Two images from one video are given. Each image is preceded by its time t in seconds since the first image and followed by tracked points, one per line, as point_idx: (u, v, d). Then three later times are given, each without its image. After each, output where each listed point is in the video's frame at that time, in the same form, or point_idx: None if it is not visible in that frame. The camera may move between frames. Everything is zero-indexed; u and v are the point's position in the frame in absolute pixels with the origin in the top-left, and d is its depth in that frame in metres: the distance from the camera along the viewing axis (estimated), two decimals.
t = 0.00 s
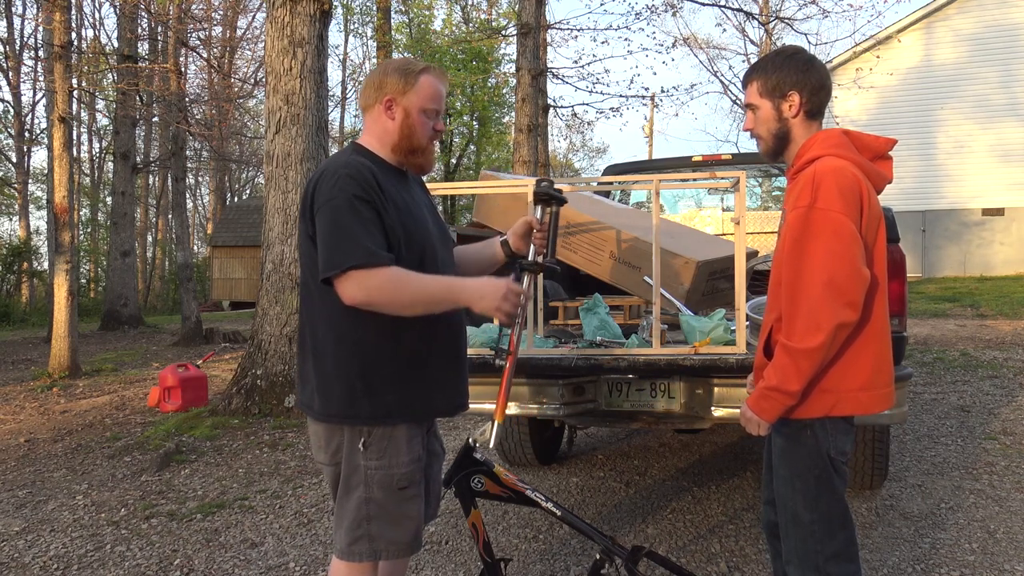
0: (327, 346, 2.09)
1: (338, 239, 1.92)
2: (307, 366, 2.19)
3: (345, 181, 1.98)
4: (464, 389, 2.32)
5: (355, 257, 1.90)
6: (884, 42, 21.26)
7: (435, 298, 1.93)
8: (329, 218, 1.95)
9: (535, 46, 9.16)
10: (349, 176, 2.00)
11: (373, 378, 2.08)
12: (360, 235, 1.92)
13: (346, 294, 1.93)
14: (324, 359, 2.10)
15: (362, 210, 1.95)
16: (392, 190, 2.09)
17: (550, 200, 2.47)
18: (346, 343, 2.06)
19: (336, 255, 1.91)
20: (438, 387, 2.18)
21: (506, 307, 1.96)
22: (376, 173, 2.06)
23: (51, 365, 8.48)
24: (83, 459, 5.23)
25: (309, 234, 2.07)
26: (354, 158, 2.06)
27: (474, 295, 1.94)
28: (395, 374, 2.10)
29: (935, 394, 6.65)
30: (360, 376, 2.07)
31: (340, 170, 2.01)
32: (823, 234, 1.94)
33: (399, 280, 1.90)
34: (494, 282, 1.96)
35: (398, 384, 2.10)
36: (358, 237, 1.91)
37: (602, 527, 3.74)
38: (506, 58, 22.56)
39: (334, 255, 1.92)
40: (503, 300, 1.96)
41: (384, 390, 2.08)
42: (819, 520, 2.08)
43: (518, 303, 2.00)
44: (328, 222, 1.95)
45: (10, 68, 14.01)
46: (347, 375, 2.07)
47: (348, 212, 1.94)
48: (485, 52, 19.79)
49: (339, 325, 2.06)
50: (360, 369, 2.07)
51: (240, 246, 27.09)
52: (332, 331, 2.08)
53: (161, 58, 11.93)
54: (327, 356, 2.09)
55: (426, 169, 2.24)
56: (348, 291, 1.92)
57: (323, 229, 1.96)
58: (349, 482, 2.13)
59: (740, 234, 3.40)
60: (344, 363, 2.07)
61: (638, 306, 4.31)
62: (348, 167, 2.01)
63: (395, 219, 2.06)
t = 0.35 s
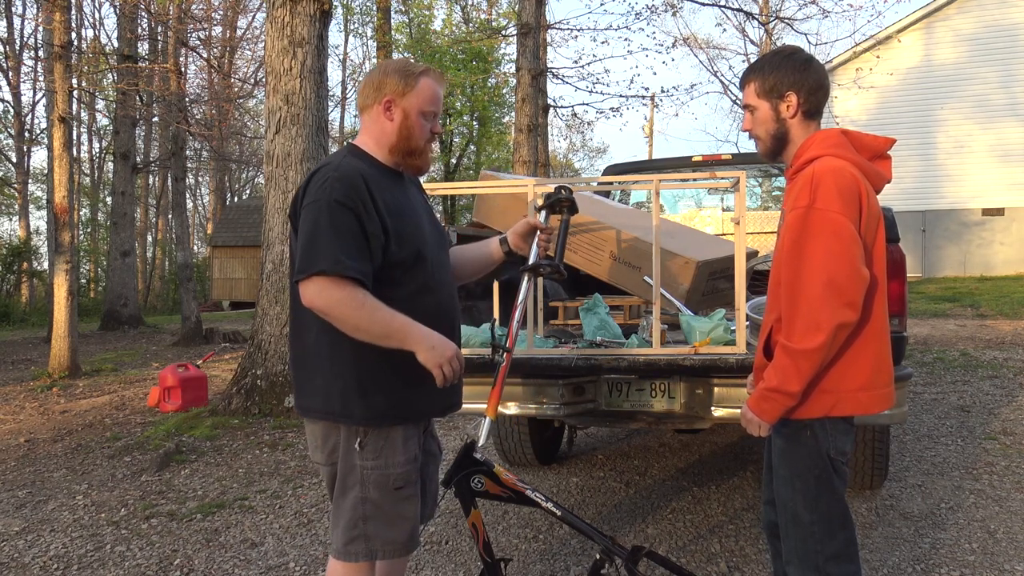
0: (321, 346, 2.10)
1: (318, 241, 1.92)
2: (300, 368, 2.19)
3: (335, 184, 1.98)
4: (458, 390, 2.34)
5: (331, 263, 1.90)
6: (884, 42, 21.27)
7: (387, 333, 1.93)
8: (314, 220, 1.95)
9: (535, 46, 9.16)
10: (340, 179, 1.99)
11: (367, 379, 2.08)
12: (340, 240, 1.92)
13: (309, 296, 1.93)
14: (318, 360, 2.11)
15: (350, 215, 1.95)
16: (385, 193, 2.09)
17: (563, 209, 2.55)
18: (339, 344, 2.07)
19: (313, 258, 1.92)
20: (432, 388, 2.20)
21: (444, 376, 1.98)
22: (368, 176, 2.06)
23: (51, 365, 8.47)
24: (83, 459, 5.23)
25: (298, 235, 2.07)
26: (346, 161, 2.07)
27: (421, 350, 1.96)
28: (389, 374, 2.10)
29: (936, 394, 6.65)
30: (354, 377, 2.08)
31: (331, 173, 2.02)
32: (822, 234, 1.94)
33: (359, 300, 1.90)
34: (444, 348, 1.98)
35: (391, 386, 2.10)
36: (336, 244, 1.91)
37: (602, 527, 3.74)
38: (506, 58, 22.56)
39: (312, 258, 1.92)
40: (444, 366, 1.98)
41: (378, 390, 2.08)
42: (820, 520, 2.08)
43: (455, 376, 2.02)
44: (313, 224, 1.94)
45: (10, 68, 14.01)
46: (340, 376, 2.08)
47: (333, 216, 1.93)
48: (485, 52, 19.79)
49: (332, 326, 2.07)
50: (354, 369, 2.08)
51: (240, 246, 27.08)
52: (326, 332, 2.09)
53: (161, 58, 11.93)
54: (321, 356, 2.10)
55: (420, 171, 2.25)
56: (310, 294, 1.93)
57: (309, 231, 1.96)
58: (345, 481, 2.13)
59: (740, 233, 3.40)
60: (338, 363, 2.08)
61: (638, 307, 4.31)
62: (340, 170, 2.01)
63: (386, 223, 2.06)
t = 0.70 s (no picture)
0: (321, 347, 2.10)
1: (319, 242, 1.92)
2: (298, 369, 2.19)
3: (335, 186, 1.98)
4: (456, 392, 2.34)
5: (331, 262, 1.90)
6: (884, 42, 21.27)
7: (388, 333, 1.94)
8: (313, 220, 1.95)
9: (535, 46, 9.16)
10: (339, 180, 1.99)
11: (365, 379, 2.08)
12: (339, 241, 1.92)
13: (309, 296, 1.93)
14: (316, 361, 2.11)
15: (350, 215, 1.95)
16: (385, 194, 2.10)
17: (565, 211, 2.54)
18: (339, 345, 2.08)
19: (314, 259, 1.92)
20: (430, 388, 2.20)
21: (446, 374, 1.98)
22: (367, 177, 2.06)
23: (51, 365, 8.47)
24: (83, 458, 5.23)
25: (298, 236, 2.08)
26: (346, 161, 2.07)
27: (421, 348, 1.96)
28: (388, 374, 2.11)
29: (935, 394, 6.65)
30: (353, 378, 2.08)
31: (330, 173, 2.02)
32: (821, 234, 1.94)
33: (360, 301, 1.91)
34: (445, 346, 1.98)
35: (389, 387, 2.10)
36: (337, 245, 1.92)
37: (602, 527, 3.74)
38: (506, 58, 22.56)
39: (312, 259, 1.92)
40: (447, 362, 1.98)
41: (377, 391, 2.08)
42: (819, 521, 2.08)
43: (456, 375, 2.02)
44: (313, 225, 1.95)
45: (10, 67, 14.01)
46: (339, 377, 2.08)
47: (332, 217, 1.93)
48: (485, 52, 19.80)
49: (331, 326, 2.07)
50: (353, 370, 2.08)
51: (240, 245, 27.09)
52: (325, 332, 2.09)
53: (161, 58, 11.93)
54: (319, 357, 2.10)
55: (420, 172, 2.25)
56: (310, 294, 1.93)
57: (309, 231, 1.96)
58: (341, 481, 2.12)
59: (739, 233, 3.40)
60: (337, 364, 2.08)
61: (638, 307, 4.30)
62: (339, 171, 2.01)
63: (386, 224, 2.06)
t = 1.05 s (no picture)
0: (324, 346, 2.10)
1: (325, 241, 1.92)
2: (300, 368, 2.19)
3: (340, 186, 1.98)
4: (457, 391, 2.34)
5: (339, 262, 1.90)
6: (884, 42, 21.27)
7: (395, 332, 1.94)
8: (321, 220, 1.94)
9: (535, 46, 9.16)
10: (344, 179, 1.99)
11: (368, 379, 2.08)
12: (345, 241, 1.92)
13: (315, 297, 1.93)
14: (319, 362, 2.11)
15: (355, 215, 1.95)
16: (389, 194, 2.10)
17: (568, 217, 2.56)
18: (342, 345, 2.07)
19: (321, 257, 1.92)
20: (432, 388, 2.21)
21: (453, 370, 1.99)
22: (372, 177, 2.06)
23: (51, 365, 8.47)
24: (83, 459, 5.23)
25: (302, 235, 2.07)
26: (350, 161, 2.06)
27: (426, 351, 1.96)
28: (391, 374, 2.11)
29: (936, 394, 6.65)
30: (357, 378, 2.08)
31: (335, 173, 2.01)
32: (820, 234, 1.94)
33: (367, 300, 1.91)
34: (451, 346, 1.98)
35: (392, 386, 2.11)
36: (343, 245, 1.92)
37: (602, 527, 3.74)
38: (506, 58, 22.56)
39: (319, 258, 1.93)
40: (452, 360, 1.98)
41: (379, 390, 2.09)
42: (819, 521, 2.08)
43: (461, 374, 2.02)
44: (320, 225, 1.94)
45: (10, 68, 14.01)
46: (342, 378, 2.08)
47: (338, 216, 1.94)
48: (485, 52, 19.81)
49: (333, 327, 2.07)
50: (356, 369, 2.08)
51: (241, 245, 27.09)
52: (328, 332, 2.09)
53: (161, 58, 11.93)
54: (322, 358, 2.10)
55: (422, 174, 2.26)
56: (317, 294, 1.93)
57: (314, 231, 1.96)
58: (344, 481, 2.12)
59: (740, 233, 3.40)
60: (340, 364, 2.08)
61: (638, 307, 4.30)
62: (344, 171, 2.00)
63: (391, 224, 2.06)
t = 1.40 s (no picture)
0: (327, 346, 2.09)
1: (335, 241, 1.93)
2: (302, 368, 2.19)
3: (346, 185, 1.98)
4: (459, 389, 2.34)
5: (350, 261, 1.90)
6: (884, 42, 21.27)
7: (412, 322, 1.96)
8: (328, 219, 1.94)
9: (535, 46, 9.16)
10: (350, 178, 1.99)
11: (372, 378, 2.08)
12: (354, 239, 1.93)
13: (328, 297, 1.93)
14: (322, 362, 2.11)
15: (362, 213, 1.95)
16: (394, 193, 2.10)
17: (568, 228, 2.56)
18: (347, 344, 2.07)
19: (330, 256, 1.92)
20: (435, 386, 2.21)
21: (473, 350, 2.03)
22: (378, 177, 2.06)
23: (51, 365, 8.47)
24: (83, 458, 5.23)
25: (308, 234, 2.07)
26: (355, 161, 2.06)
27: (446, 331, 1.99)
28: (395, 373, 2.11)
29: (936, 394, 6.65)
30: (361, 378, 2.08)
31: (341, 172, 2.01)
32: (821, 233, 1.94)
33: (380, 297, 1.92)
34: (468, 326, 2.02)
35: (396, 385, 2.11)
36: (354, 244, 1.92)
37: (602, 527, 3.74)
38: (506, 58, 22.56)
39: (329, 257, 1.93)
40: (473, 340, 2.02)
41: (383, 390, 2.09)
42: (819, 520, 2.08)
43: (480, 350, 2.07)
44: (328, 225, 1.94)
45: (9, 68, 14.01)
46: (345, 379, 2.07)
47: (347, 215, 1.94)
48: (485, 52, 19.81)
49: (338, 327, 2.07)
50: (361, 369, 2.08)
51: (241, 246, 27.09)
52: (333, 331, 2.08)
53: (161, 58, 11.94)
54: (326, 359, 2.10)
55: (423, 175, 2.26)
56: (330, 294, 1.93)
57: (322, 230, 1.96)
58: (347, 481, 2.12)
59: (739, 234, 3.40)
60: (344, 364, 2.08)
61: (638, 307, 4.30)
62: (350, 170, 2.00)
63: (396, 222, 2.06)
